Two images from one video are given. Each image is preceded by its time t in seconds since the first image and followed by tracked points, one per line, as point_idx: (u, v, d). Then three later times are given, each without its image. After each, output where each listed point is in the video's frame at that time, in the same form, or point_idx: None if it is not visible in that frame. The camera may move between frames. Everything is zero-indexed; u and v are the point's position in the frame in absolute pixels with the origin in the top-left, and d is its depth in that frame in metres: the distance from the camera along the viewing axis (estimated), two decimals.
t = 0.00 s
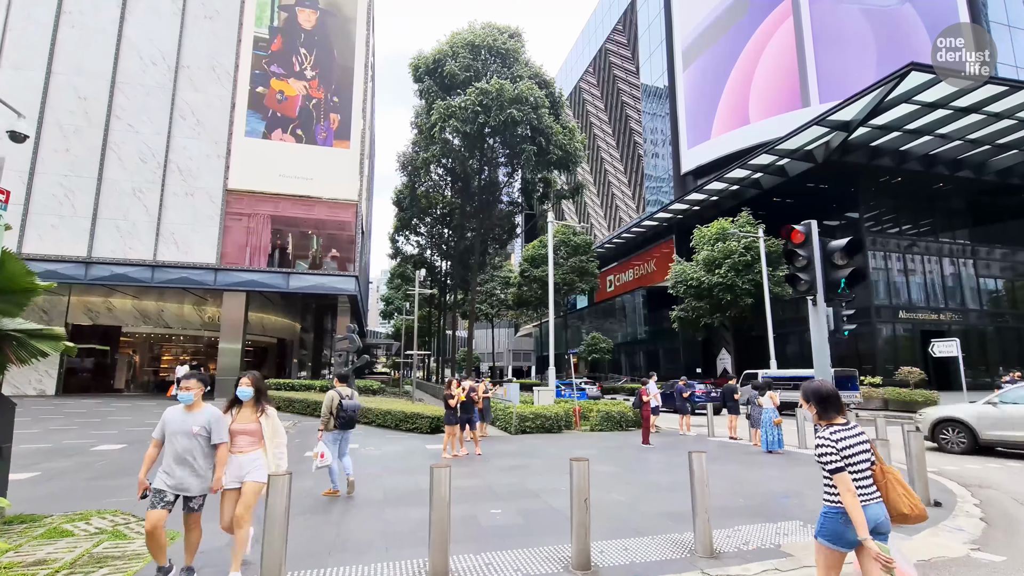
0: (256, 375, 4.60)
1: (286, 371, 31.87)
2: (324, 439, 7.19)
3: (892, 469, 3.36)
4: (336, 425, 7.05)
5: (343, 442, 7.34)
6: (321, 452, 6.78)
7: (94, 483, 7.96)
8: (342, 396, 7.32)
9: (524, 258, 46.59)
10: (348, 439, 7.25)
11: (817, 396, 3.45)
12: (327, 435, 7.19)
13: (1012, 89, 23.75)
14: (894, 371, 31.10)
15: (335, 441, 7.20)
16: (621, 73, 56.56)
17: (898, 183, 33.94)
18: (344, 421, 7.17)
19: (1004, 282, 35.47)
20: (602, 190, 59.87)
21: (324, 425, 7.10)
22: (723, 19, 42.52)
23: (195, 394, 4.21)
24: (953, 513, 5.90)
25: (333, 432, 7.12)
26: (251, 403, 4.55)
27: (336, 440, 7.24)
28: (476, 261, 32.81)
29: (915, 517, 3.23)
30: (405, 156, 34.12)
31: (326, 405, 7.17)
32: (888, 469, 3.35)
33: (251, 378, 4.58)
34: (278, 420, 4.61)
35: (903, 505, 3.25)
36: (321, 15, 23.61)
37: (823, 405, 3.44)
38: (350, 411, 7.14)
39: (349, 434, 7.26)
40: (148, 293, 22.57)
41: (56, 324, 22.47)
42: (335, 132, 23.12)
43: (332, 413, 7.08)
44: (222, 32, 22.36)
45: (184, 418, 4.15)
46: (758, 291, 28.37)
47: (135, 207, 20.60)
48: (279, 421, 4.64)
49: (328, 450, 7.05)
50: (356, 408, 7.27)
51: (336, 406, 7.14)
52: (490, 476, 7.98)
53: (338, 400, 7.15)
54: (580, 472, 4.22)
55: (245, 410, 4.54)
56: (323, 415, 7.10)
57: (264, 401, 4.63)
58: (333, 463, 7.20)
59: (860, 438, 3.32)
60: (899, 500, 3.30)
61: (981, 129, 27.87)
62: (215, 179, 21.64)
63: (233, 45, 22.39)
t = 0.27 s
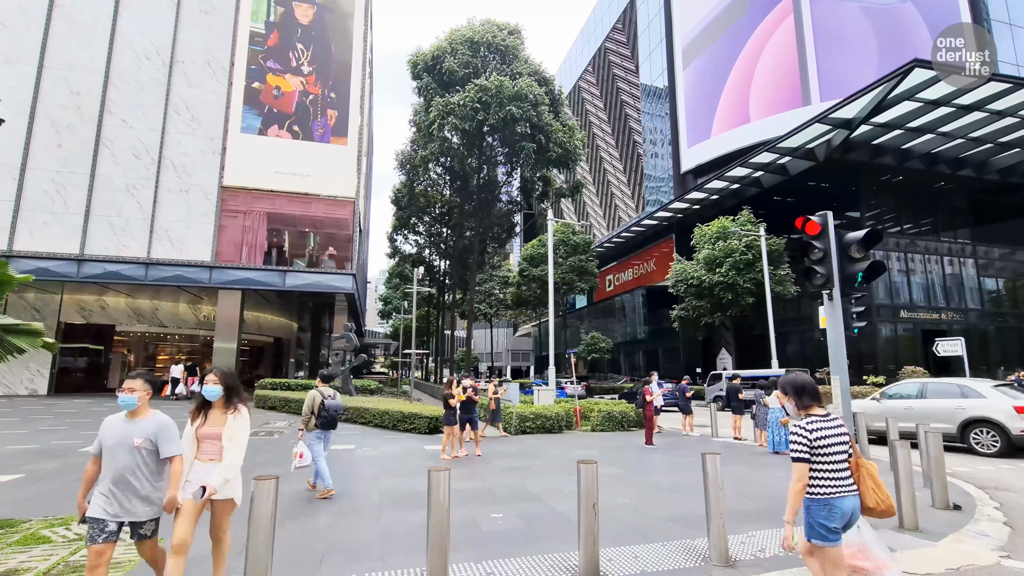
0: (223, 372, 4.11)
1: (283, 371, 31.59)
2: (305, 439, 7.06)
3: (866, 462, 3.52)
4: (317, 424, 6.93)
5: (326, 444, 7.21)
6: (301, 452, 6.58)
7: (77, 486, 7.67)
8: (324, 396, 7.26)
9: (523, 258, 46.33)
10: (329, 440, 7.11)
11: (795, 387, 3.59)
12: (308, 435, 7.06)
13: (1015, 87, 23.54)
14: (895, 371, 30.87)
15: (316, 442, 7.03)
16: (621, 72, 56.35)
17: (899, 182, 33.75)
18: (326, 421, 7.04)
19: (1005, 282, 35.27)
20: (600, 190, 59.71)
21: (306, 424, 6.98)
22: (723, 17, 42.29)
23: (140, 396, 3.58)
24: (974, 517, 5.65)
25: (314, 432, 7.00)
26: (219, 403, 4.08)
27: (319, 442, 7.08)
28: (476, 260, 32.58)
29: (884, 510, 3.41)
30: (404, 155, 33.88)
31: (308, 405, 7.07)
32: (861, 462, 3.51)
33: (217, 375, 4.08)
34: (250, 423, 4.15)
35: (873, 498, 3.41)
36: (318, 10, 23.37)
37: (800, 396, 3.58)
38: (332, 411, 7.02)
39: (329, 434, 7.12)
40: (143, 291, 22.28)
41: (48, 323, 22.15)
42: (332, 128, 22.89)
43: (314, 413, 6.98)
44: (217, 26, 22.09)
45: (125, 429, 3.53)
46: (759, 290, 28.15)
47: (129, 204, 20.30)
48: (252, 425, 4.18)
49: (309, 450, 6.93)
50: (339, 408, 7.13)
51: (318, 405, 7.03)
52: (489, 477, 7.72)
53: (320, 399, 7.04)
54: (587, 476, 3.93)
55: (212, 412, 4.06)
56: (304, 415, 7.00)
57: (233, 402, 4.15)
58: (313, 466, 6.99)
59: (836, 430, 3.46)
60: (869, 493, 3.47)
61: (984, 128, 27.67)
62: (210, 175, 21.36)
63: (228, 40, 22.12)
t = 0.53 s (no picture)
0: (173, 375, 3.54)
1: (279, 371, 31.25)
2: (288, 437, 7.23)
3: (851, 474, 3.63)
4: (299, 423, 7.11)
5: (309, 442, 7.39)
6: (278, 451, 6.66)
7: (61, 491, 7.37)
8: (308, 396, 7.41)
9: (522, 257, 46.00)
10: (312, 438, 7.29)
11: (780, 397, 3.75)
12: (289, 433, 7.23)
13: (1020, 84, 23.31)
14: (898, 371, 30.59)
15: (297, 441, 7.22)
16: (620, 71, 56.13)
17: (901, 181, 33.51)
18: (309, 420, 7.19)
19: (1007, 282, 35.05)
20: (600, 189, 59.44)
21: (288, 423, 7.14)
22: (722, 15, 42.07)
23: (78, 399, 3.14)
24: (1001, 526, 5.39)
25: (295, 430, 7.18)
26: (169, 412, 3.52)
27: (299, 440, 7.25)
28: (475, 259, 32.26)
29: (866, 520, 3.49)
30: (402, 153, 33.56)
31: (291, 404, 7.20)
32: (847, 473, 3.62)
33: (166, 379, 3.53)
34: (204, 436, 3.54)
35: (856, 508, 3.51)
36: (315, 5, 23.17)
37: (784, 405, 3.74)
38: (314, 410, 7.16)
39: (311, 432, 7.29)
40: (137, 290, 21.96)
41: (41, 323, 21.80)
42: (329, 125, 22.73)
43: (297, 413, 7.12)
44: (213, 21, 21.79)
45: (48, 439, 3.04)
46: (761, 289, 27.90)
47: (122, 201, 19.98)
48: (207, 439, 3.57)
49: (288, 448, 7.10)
50: (321, 407, 7.28)
51: (301, 404, 7.17)
52: (490, 482, 7.45)
53: (303, 399, 7.18)
54: (598, 485, 3.70)
55: (160, 421, 3.51)
56: (287, 414, 7.15)
57: (187, 411, 3.58)
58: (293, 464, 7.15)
59: (821, 438, 3.60)
60: (852, 503, 3.57)
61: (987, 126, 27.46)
62: (205, 172, 21.05)
63: (224, 34, 21.82)
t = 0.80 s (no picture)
0: (106, 373, 2.87)
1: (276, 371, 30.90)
2: (266, 440, 7.01)
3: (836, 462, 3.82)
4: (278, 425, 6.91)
5: (287, 445, 7.14)
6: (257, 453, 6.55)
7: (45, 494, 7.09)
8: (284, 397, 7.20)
9: (522, 256, 45.66)
10: (291, 439, 7.07)
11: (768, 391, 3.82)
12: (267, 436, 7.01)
13: None
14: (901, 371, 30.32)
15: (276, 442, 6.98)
16: (620, 69, 55.88)
17: (903, 180, 33.25)
18: (288, 421, 7.01)
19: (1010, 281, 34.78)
20: (599, 189, 59.15)
21: (266, 425, 6.92)
22: (723, 13, 41.86)
23: None
24: None
25: (273, 433, 6.97)
26: (106, 418, 2.88)
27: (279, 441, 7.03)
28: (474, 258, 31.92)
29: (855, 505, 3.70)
30: (401, 151, 33.22)
31: (268, 405, 7.02)
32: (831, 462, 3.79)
33: (100, 377, 2.88)
34: (150, 447, 2.88)
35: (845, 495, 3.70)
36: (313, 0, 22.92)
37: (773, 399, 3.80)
38: (293, 411, 7.00)
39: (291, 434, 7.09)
40: (131, 288, 21.66)
41: (33, 321, 21.50)
42: (327, 120, 22.44)
43: (275, 413, 6.92)
44: (208, 16, 21.52)
45: None
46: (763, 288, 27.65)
47: (116, 197, 19.67)
48: (157, 448, 2.89)
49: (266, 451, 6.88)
50: (300, 408, 7.12)
51: (279, 406, 7.00)
52: (492, 485, 7.16)
53: (282, 400, 7.02)
54: (614, 489, 3.43)
55: (96, 430, 2.86)
56: (264, 416, 6.95)
57: (131, 416, 2.93)
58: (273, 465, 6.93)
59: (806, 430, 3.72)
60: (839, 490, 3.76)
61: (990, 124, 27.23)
62: (201, 168, 20.76)
63: (220, 29, 21.55)
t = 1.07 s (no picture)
0: (6, 364, 1.89)
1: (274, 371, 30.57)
2: (243, 439, 6.93)
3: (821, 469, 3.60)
4: (254, 423, 6.88)
5: (263, 444, 7.10)
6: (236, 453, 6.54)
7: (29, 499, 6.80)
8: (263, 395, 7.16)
9: (521, 256, 45.36)
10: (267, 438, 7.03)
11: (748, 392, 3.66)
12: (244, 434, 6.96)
13: None
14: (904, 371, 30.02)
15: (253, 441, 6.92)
16: (620, 68, 55.67)
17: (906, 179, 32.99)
18: (265, 419, 6.97)
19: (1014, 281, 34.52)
20: (599, 188, 58.93)
21: (242, 423, 6.89)
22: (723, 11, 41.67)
23: None
24: None
25: (250, 430, 6.93)
26: (9, 428, 1.90)
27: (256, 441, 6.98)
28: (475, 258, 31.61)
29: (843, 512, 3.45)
30: (400, 149, 32.94)
31: (245, 402, 6.98)
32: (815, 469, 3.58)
33: (1, 369, 1.90)
34: (68, 475, 1.87)
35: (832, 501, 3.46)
36: None
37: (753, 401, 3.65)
38: (270, 409, 6.98)
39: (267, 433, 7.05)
40: (127, 287, 21.35)
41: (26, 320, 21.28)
42: (325, 117, 22.23)
43: (251, 411, 6.89)
44: (205, 10, 21.25)
45: None
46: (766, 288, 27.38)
47: (110, 194, 19.37)
48: (78, 474, 1.87)
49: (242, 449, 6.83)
50: (277, 406, 7.08)
51: (256, 403, 6.96)
52: (494, 490, 6.87)
53: (258, 397, 7.00)
54: (633, 496, 3.21)
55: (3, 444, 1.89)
56: (240, 413, 6.92)
57: (50, 424, 1.95)
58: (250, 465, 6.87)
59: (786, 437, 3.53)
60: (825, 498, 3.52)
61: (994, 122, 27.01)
62: (197, 165, 20.46)
63: (216, 24, 21.30)
